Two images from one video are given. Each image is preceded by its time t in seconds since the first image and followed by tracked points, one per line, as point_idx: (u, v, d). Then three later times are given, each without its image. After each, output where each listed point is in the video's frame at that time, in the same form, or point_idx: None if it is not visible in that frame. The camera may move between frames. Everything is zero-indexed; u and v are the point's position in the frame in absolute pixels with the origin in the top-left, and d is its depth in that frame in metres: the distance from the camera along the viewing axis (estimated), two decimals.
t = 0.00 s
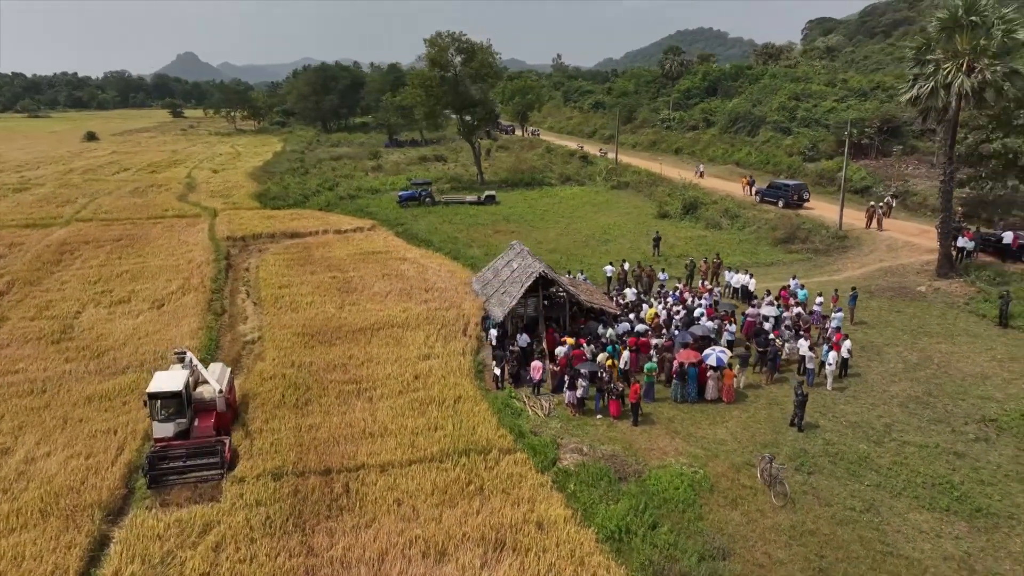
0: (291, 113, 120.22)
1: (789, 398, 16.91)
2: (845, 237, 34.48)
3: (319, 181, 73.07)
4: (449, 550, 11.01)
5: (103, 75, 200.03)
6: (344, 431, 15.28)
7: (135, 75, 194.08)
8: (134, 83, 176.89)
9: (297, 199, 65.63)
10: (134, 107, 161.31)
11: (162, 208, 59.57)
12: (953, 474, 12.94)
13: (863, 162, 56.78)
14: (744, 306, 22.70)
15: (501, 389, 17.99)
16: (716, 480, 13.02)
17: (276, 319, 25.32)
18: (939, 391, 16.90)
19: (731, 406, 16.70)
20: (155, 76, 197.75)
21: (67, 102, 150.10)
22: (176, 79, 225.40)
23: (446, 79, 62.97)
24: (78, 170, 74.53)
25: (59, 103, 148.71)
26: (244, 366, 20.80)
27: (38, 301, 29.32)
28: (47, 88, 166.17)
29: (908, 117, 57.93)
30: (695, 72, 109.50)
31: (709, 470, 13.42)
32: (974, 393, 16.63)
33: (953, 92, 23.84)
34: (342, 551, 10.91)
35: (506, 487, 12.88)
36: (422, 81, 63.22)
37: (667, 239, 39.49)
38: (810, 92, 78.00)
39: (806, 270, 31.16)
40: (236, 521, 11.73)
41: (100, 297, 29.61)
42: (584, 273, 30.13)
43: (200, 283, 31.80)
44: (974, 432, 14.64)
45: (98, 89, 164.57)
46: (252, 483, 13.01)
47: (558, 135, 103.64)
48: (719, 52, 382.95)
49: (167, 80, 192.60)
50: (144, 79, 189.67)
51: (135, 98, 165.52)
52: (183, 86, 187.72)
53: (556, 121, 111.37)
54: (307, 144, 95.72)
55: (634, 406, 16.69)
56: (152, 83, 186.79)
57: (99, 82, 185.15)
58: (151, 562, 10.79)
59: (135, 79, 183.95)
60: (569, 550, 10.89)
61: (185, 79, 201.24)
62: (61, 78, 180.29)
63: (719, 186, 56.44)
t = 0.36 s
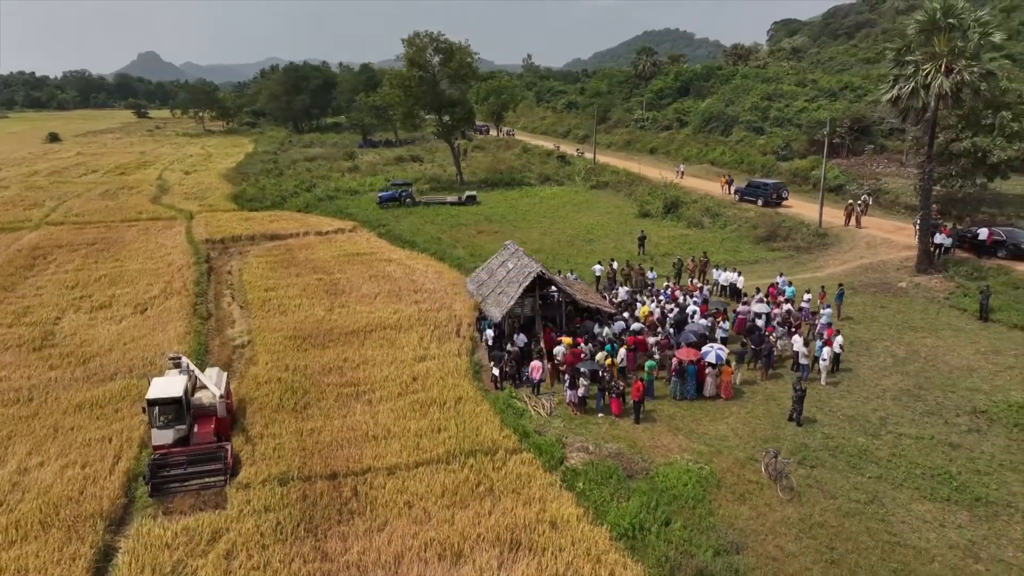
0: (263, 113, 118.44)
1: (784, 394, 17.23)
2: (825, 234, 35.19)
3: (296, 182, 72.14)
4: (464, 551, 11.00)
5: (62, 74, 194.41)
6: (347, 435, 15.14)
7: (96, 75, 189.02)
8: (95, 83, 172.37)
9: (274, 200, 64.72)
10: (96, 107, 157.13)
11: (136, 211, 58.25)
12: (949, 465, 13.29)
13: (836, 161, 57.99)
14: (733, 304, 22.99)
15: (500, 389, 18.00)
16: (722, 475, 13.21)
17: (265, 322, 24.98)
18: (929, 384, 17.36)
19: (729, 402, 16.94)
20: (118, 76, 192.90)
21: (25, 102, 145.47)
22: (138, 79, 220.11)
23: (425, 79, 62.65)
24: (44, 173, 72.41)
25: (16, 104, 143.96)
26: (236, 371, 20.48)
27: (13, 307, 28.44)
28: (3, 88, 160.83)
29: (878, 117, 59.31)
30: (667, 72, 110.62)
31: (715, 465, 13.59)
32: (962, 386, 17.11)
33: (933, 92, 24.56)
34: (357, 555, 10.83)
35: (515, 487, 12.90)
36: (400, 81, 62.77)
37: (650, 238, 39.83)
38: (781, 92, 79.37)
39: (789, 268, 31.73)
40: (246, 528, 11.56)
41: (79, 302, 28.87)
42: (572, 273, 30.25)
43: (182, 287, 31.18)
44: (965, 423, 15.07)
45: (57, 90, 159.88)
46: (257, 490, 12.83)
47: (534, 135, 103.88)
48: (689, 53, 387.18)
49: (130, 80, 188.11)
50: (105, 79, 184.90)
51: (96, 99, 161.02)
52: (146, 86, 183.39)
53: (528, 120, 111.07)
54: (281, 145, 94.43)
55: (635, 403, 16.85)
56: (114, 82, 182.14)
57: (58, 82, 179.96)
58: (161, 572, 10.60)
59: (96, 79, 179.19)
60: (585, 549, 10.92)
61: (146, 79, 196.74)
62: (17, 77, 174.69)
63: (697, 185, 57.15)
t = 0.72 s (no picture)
0: (233, 114, 116.37)
1: (778, 389, 17.54)
2: (804, 231, 35.87)
3: (271, 183, 71.06)
4: (479, 552, 11.01)
5: (15, 73, 188.27)
6: (349, 438, 15.02)
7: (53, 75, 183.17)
8: (52, 83, 167.05)
9: (250, 202, 63.66)
10: (55, 108, 152.72)
11: (106, 214, 56.77)
12: (944, 455, 13.68)
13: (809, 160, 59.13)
14: (722, 301, 23.30)
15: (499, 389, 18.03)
16: (727, 470, 13.41)
17: (253, 326, 24.59)
18: (916, 377, 17.86)
19: (725, 398, 17.21)
20: (76, 76, 187.28)
21: None
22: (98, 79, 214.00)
23: (402, 79, 62.12)
24: (7, 176, 70.13)
25: None
26: (227, 375, 20.15)
27: None
28: None
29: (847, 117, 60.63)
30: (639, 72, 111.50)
31: (718, 461, 13.79)
32: (948, 378, 17.63)
33: (910, 92, 25.24)
34: (372, 559, 10.77)
35: (524, 486, 12.93)
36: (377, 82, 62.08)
37: (631, 237, 40.14)
38: (751, 92, 80.57)
39: (771, 265, 32.30)
40: (257, 534, 11.42)
41: (56, 308, 28.09)
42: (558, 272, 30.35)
43: (162, 291, 30.47)
44: (955, 414, 15.54)
45: (12, 90, 154.52)
46: (264, 496, 12.67)
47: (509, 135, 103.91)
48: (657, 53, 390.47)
49: (89, 79, 182.80)
50: (62, 78, 179.35)
51: (54, 99, 156.11)
52: (105, 86, 178.24)
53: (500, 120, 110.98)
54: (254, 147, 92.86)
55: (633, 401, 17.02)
56: (72, 82, 177.04)
57: (13, 82, 173.96)
58: None
59: (53, 79, 173.67)
60: (600, 547, 11.00)
61: (106, 79, 191.46)
62: None
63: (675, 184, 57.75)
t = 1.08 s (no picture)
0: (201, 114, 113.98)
1: (771, 383, 17.89)
2: (783, 229, 36.57)
3: (244, 185, 69.84)
4: (493, 552, 11.04)
5: None
6: (351, 441, 14.89)
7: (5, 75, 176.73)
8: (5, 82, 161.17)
9: (223, 204, 62.50)
10: (8, 109, 147.42)
11: (75, 217, 55.18)
12: (936, 444, 14.12)
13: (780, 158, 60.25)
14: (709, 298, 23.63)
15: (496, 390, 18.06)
16: (730, 464, 13.65)
17: (239, 329, 24.19)
18: (902, 369, 18.39)
19: (720, 394, 17.48)
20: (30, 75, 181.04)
21: None
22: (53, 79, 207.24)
23: (378, 79, 61.53)
24: None
25: None
26: (218, 380, 19.80)
27: None
28: None
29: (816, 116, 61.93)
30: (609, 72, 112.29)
31: (720, 455, 14.03)
32: (933, 370, 18.18)
33: (888, 92, 25.92)
34: (386, 561, 10.73)
35: (533, 484, 12.99)
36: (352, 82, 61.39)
37: (612, 237, 40.42)
38: (721, 92, 81.74)
39: (752, 262, 32.85)
40: (267, 540, 11.28)
41: (30, 314, 27.22)
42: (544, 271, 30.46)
43: (140, 296, 29.74)
44: (942, 405, 16.05)
45: None
46: (270, 501, 12.52)
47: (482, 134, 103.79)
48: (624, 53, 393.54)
49: (43, 79, 177.00)
50: (16, 78, 173.20)
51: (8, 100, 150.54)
52: (61, 86, 172.59)
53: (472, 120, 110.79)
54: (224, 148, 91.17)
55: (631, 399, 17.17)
56: (25, 82, 170.93)
57: None
58: None
59: (6, 79, 167.56)
60: (613, 543, 11.11)
61: (62, 79, 185.52)
62: None
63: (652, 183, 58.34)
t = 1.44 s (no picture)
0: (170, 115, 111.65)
1: (764, 379, 18.20)
2: (763, 227, 37.18)
3: (219, 186, 68.67)
4: (506, 552, 11.07)
5: None
6: (353, 444, 14.77)
7: None
8: None
9: (198, 206, 61.35)
10: None
11: (43, 221, 53.66)
12: (928, 436, 14.52)
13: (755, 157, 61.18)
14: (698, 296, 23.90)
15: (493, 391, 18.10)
16: (732, 459, 13.87)
17: (226, 333, 23.82)
18: (889, 363, 18.86)
19: (715, 390, 17.73)
20: None
21: None
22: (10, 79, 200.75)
23: (355, 79, 60.82)
24: None
25: None
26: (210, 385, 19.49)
27: None
28: None
29: (789, 115, 63.02)
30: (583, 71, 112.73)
31: (721, 450, 14.25)
32: (919, 363, 18.69)
33: (867, 92, 26.54)
34: (399, 564, 10.69)
35: (539, 483, 13.05)
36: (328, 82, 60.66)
37: (595, 236, 40.64)
38: (694, 91, 82.67)
39: (735, 260, 33.36)
40: (277, 546, 11.16)
41: (6, 321, 26.44)
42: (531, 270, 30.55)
43: (120, 300, 29.06)
44: (929, 397, 16.52)
45: None
46: (276, 506, 12.39)
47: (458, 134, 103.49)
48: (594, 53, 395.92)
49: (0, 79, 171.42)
50: None
51: None
52: (19, 86, 167.15)
53: (446, 120, 110.44)
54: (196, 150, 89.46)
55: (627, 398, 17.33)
56: None
57: None
58: None
59: None
60: (625, 540, 11.21)
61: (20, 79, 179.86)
62: None
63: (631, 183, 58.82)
